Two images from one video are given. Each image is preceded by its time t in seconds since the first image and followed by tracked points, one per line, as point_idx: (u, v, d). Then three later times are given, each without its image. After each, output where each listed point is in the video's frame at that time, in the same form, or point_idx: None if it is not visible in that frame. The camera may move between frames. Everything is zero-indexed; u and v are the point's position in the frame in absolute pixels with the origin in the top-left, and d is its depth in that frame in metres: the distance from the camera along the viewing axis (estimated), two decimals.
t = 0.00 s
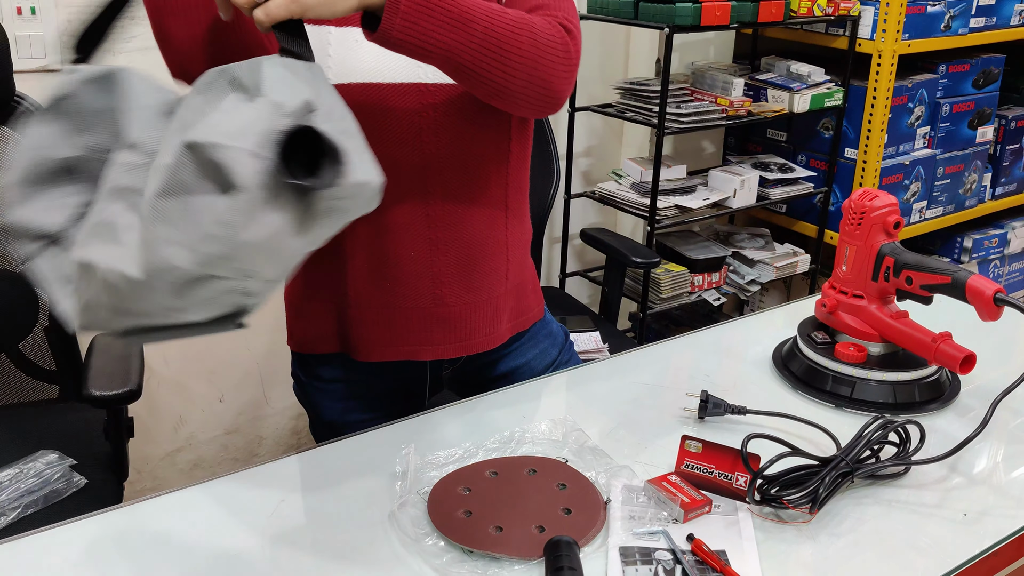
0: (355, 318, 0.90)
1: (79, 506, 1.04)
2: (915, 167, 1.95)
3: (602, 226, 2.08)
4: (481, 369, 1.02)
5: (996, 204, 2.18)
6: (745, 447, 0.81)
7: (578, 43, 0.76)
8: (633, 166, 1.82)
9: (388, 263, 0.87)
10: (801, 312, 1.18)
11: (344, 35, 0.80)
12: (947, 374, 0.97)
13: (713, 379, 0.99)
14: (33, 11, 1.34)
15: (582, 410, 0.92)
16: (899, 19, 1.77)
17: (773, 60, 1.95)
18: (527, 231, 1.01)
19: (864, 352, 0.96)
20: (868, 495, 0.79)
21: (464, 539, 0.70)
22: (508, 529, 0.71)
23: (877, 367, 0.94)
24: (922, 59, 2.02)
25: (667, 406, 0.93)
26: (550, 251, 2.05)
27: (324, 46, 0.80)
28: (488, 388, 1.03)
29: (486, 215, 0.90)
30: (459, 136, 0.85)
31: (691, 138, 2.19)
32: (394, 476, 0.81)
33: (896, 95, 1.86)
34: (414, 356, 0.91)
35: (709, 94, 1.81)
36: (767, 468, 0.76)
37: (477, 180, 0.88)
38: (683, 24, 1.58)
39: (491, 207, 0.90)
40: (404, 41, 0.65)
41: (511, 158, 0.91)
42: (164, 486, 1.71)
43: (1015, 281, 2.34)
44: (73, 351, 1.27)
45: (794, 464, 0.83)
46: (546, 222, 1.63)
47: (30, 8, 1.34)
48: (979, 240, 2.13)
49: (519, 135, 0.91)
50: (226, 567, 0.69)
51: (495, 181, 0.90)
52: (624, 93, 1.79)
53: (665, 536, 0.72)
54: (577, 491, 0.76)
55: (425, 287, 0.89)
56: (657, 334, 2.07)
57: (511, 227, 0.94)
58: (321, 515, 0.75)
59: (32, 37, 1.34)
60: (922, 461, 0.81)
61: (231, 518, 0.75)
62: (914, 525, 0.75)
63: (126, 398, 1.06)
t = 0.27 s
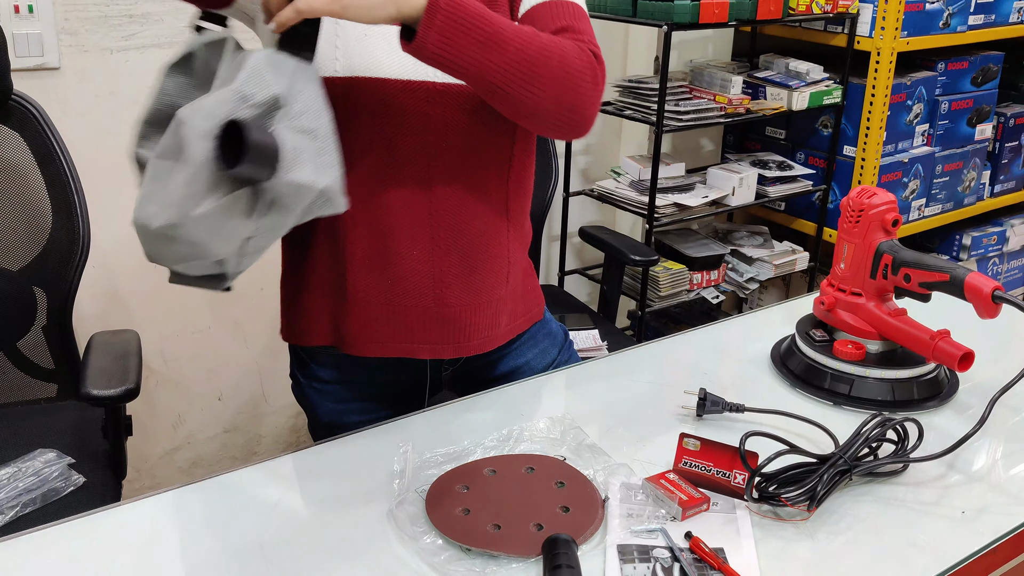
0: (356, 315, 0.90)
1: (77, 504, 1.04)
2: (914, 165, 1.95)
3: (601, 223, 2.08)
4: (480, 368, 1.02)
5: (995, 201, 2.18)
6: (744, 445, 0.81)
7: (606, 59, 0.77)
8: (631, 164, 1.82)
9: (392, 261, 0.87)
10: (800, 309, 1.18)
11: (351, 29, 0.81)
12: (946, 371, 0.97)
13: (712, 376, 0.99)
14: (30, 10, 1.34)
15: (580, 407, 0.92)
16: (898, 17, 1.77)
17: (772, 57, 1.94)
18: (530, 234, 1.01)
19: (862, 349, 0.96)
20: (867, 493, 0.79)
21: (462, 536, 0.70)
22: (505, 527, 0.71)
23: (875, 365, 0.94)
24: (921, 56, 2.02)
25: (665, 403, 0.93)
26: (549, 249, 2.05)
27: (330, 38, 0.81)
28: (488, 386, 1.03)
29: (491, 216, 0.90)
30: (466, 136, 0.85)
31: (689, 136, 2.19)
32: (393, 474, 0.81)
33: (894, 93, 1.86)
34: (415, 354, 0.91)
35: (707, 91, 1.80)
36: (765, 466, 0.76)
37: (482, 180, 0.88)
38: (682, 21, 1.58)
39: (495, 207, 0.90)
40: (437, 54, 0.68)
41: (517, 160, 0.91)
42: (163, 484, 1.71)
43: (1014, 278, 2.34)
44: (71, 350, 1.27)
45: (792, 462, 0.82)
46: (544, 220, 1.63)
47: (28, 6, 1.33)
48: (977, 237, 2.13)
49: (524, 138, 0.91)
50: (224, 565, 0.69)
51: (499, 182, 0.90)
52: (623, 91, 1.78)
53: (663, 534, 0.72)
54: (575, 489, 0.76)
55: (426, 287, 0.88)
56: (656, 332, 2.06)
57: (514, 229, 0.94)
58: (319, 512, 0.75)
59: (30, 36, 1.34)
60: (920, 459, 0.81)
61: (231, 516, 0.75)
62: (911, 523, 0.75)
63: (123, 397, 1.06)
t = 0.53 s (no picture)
0: (363, 316, 0.88)
1: (77, 506, 1.04)
2: (914, 166, 1.95)
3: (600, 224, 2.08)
4: (481, 370, 1.01)
5: (995, 201, 2.18)
6: (744, 446, 0.81)
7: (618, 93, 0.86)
8: (631, 165, 1.82)
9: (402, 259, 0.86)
10: (800, 309, 1.18)
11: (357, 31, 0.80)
12: (946, 371, 0.97)
13: (711, 377, 0.99)
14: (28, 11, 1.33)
15: (580, 408, 0.92)
16: (898, 17, 1.77)
17: (771, 58, 1.94)
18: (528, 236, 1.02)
19: (862, 350, 0.95)
20: (867, 493, 0.79)
21: (462, 537, 0.70)
22: (506, 528, 0.71)
23: (875, 365, 0.94)
24: (921, 57, 2.02)
25: (665, 404, 0.93)
26: (548, 250, 2.05)
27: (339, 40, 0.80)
28: (488, 387, 1.03)
29: (498, 215, 0.90)
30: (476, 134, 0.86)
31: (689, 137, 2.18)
32: (392, 474, 0.80)
33: (894, 94, 1.86)
34: (423, 355, 0.90)
35: (707, 92, 1.80)
36: (765, 466, 0.76)
37: (490, 180, 0.88)
38: (681, 22, 1.57)
39: (502, 208, 0.90)
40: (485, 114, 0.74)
41: (522, 161, 0.92)
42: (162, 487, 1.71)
43: (1014, 279, 2.34)
44: (70, 352, 1.27)
45: (792, 462, 0.82)
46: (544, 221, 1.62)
47: (27, 7, 1.33)
48: (978, 238, 2.13)
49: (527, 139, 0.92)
50: (223, 567, 0.69)
51: (506, 183, 0.90)
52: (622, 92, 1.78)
53: (664, 534, 0.71)
54: (575, 489, 0.76)
55: (436, 289, 0.88)
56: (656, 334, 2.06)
57: (518, 231, 0.94)
58: (318, 513, 0.75)
59: (28, 37, 1.33)
60: (921, 459, 0.81)
61: (230, 517, 0.74)
62: (912, 523, 0.75)
63: (121, 399, 1.06)
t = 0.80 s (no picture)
0: (376, 338, 0.90)
1: (82, 524, 1.04)
2: (916, 181, 1.95)
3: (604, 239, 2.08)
4: (487, 386, 1.02)
5: (999, 216, 2.18)
6: (749, 464, 0.81)
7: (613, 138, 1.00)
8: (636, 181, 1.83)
9: (418, 282, 0.88)
10: (804, 326, 1.18)
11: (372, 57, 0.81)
12: (950, 388, 0.97)
13: (716, 394, 0.99)
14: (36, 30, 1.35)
15: (585, 426, 0.92)
16: (899, 33, 1.78)
17: (774, 74, 1.95)
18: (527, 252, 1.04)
19: (867, 366, 0.96)
20: (873, 511, 0.79)
21: (469, 557, 0.70)
22: (512, 547, 0.71)
23: (880, 383, 0.94)
24: (923, 72, 2.03)
25: (671, 421, 0.93)
26: (552, 265, 2.05)
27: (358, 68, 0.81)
28: (492, 404, 1.03)
29: (505, 236, 0.93)
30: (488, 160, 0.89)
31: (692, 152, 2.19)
32: (398, 493, 0.81)
33: (897, 109, 1.87)
34: (435, 374, 0.92)
35: (710, 108, 1.81)
36: (771, 484, 0.76)
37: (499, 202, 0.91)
38: (684, 39, 1.58)
39: (510, 229, 0.93)
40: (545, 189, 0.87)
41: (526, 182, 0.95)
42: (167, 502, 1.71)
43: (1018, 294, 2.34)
44: (77, 369, 1.27)
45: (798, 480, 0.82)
46: (548, 237, 1.63)
47: (35, 27, 1.34)
48: (981, 252, 2.13)
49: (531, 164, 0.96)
50: None
51: (513, 205, 0.93)
52: (625, 108, 1.79)
53: (670, 553, 0.72)
54: (581, 508, 0.76)
55: (448, 309, 0.91)
56: (660, 349, 2.06)
57: (524, 251, 0.98)
58: (325, 533, 0.75)
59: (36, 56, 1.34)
60: (926, 477, 0.81)
61: (236, 536, 0.75)
62: (918, 541, 0.75)
63: (127, 416, 1.06)
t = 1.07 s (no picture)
0: (391, 355, 0.91)
1: (91, 536, 1.05)
2: (923, 195, 1.95)
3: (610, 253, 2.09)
4: (494, 401, 1.02)
5: (1004, 230, 2.18)
6: (756, 479, 0.81)
7: (605, 162, 1.10)
8: (641, 195, 1.83)
9: (431, 300, 0.90)
10: (810, 341, 1.19)
11: (390, 83, 0.84)
12: (957, 404, 0.97)
13: (722, 409, 0.99)
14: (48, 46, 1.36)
15: (592, 441, 0.92)
16: (905, 48, 1.79)
17: (780, 89, 1.96)
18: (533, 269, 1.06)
19: (873, 383, 0.96)
20: (879, 527, 0.79)
21: (476, 571, 0.70)
22: (520, 562, 0.71)
23: (886, 398, 0.95)
24: (928, 87, 2.04)
25: (677, 435, 0.94)
26: (558, 278, 2.06)
27: (374, 92, 0.83)
28: (499, 418, 1.04)
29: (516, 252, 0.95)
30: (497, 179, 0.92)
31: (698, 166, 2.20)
32: (406, 508, 0.81)
33: (902, 124, 1.87)
34: (448, 390, 0.94)
35: (715, 123, 1.82)
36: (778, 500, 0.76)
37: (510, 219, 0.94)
38: (690, 55, 1.59)
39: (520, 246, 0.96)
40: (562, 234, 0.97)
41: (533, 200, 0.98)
42: (174, 515, 1.71)
43: None
44: (86, 382, 1.28)
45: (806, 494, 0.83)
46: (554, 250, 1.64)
47: (46, 42, 1.35)
48: (987, 266, 2.13)
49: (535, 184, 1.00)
50: None
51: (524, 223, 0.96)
52: (631, 122, 1.80)
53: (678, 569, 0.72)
54: (589, 523, 0.76)
55: (462, 322, 0.93)
56: (666, 362, 2.06)
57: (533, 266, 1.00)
58: (333, 547, 0.76)
59: (47, 71, 1.36)
60: (933, 493, 0.81)
61: (245, 549, 0.75)
62: (924, 557, 0.75)
63: (137, 429, 1.07)
